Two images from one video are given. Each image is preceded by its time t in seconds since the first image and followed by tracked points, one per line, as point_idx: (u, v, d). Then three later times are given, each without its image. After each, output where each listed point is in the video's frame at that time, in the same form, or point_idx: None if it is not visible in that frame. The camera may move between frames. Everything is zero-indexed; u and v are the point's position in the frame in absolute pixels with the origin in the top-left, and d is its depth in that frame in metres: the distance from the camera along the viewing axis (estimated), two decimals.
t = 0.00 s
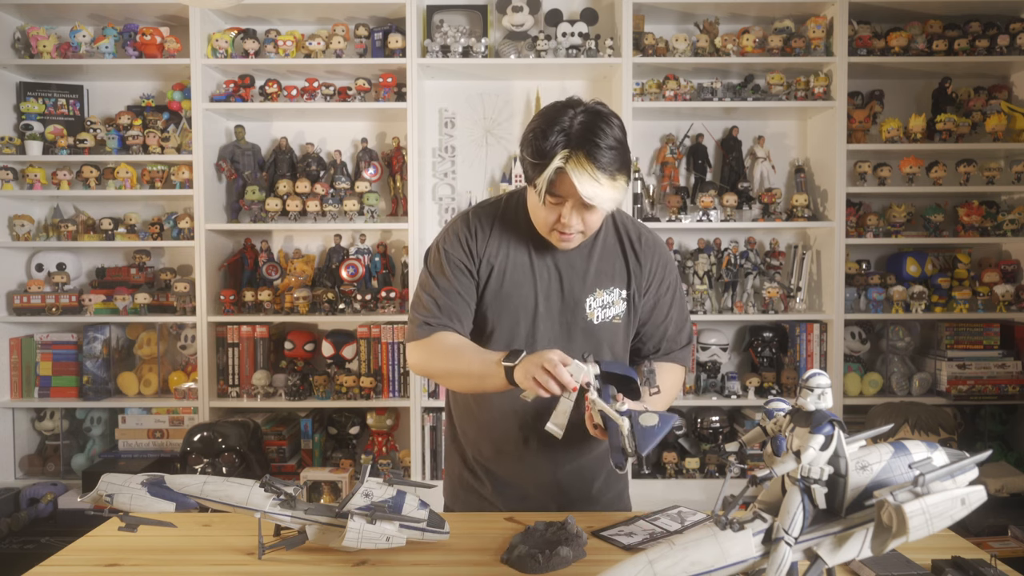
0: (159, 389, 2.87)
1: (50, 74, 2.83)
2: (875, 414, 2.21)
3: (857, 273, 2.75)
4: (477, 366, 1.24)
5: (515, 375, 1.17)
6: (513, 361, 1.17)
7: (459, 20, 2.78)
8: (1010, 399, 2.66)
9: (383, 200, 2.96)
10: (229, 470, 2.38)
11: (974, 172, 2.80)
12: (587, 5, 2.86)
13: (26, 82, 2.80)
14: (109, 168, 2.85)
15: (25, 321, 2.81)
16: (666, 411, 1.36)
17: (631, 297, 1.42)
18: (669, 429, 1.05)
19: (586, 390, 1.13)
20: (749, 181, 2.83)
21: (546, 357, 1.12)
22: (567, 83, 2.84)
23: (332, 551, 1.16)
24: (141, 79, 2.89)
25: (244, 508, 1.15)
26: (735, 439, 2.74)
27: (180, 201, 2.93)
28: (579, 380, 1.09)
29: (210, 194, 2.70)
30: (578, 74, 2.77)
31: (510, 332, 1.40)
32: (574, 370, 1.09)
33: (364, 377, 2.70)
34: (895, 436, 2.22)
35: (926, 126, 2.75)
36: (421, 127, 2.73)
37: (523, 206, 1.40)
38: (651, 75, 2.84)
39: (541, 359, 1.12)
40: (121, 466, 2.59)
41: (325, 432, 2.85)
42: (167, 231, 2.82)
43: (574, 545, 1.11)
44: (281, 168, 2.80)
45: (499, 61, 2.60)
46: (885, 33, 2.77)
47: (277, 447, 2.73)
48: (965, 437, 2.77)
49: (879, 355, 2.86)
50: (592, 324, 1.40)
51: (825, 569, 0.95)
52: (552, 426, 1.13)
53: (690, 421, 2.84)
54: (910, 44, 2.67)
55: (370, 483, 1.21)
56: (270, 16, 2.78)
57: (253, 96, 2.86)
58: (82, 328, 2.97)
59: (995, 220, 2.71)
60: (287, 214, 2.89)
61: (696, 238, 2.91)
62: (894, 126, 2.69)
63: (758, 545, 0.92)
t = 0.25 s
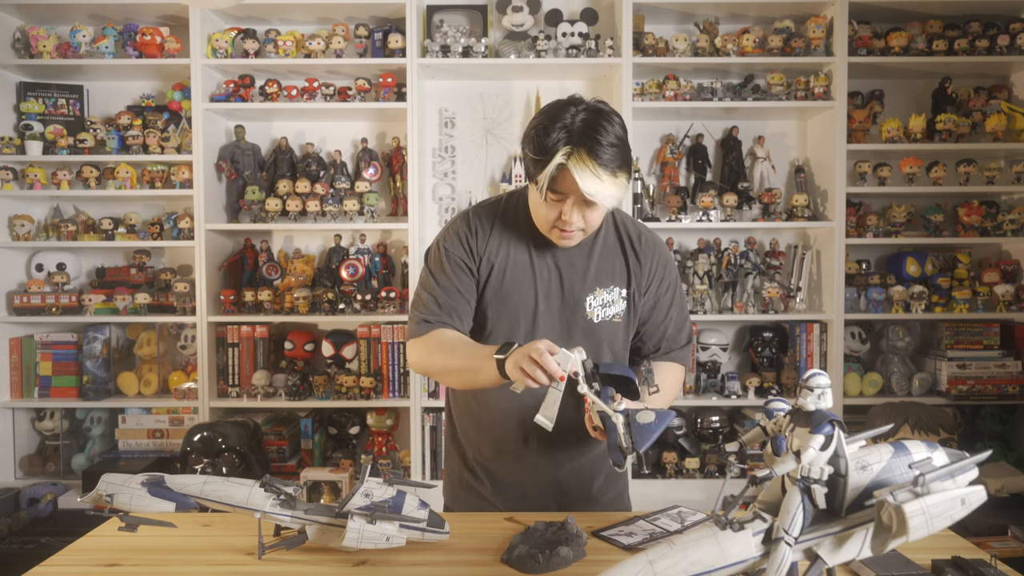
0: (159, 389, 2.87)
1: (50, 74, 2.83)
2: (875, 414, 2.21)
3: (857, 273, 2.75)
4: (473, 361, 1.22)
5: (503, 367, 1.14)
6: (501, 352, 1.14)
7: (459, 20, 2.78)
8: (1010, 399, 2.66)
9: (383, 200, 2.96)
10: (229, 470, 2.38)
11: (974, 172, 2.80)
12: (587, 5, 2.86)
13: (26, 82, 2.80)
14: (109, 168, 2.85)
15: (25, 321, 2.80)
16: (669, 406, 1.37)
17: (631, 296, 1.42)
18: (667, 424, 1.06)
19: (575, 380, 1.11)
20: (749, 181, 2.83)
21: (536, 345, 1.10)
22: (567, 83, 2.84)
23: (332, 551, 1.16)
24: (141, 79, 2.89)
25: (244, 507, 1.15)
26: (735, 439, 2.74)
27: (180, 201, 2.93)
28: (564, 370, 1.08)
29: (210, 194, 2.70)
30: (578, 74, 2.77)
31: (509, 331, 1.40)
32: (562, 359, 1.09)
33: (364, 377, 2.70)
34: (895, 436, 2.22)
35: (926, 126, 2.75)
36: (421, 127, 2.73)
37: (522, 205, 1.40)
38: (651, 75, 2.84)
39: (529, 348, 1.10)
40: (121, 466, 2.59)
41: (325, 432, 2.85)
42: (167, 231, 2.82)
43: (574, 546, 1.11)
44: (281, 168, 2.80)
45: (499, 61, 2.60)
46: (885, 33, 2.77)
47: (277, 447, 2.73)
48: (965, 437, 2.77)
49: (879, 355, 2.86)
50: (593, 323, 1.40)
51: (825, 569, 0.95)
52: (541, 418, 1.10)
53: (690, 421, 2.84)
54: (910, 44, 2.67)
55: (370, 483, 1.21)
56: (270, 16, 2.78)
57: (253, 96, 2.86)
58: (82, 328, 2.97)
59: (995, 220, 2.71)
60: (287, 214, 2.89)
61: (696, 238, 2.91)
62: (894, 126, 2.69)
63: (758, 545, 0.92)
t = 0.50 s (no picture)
0: (159, 389, 2.87)
1: (50, 74, 2.83)
2: (875, 414, 2.21)
3: (857, 273, 2.75)
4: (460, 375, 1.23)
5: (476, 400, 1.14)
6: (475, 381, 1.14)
7: (459, 20, 2.78)
8: (1011, 399, 2.66)
9: (383, 200, 2.96)
10: (229, 470, 2.38)
11: (974, 172, 2.80)
12: (587, 5, 2.86)
13: (26, 82, 2.80)
14: (109, 168, 2.85)
15: (25, 321, 2.81)
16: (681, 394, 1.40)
17: (634, 292, 1.42)
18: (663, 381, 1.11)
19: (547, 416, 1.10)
20: (749, 181, 2.83)
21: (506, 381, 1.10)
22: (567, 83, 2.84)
23: (332, 551, 1.16)
24: (141, 79, 2.89)
25: (244, 508, 1.15)
26: (735, 439, 2.74)
27: (180, 201, 2.93)
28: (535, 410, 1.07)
29: (210, 194, 2.70)
30: (578, 74, 2.77)
31: (512, 329, 1.39)
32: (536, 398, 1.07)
33: (364, 377, 2.70)
34: (895, 436, 2.22)
35: (926, 126, 2.75)
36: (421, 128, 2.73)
37: (524, 201, 1.40)
38: (651, 75, 2.84)
39: (500, 383, 1.10)
40: (121, 466, 2.59)
41: (325, 432, 2.85)
42: (167, 231, 2.82)
43: (574, 546, 1.11)
44: (281, 168, 2.80)
45: (499, 61, 2.60)
46: (885, 33, 2.77)
47: (277, 447, 2.73)
48: (965, 437, 2.77)
49: (879, 355, 2.86)
50: (596, 319, 1.39)
51: (825, 569, 0.95)
52: (511, 455, 1.07)
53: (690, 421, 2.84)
54: (910, 44, 2.67)
55: (370, 483, 1.21)
56: (270, 16, 2.78)
57: (253, 96, 2.86)
58: (82, 328, 2.97)
59: (995, 220, 2.71)
60: (287, 214, 2.89)
61: (696, 238, 2.91)
62: (894, 126, 2.69)
63: (758, 545, 0.92)
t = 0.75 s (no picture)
0: (159, 389, 2.87)
1: (50, 74, 2.83)
2: (875, 414, 2.21)
3: (857, 273, 2.75)
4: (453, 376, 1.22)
5: (467, 404, 1.13)
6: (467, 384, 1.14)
7: (459, 20, 2.78)
8: (1011, 399, 2.66)
9: (383, 200, 2.96)
10: (228, 470, 2.38)
11: (974, 172, 2.80)
12: (587, 5, 2.86)
13: (26, 82, 2.80)
14: (109, 168, 2.85)
15: (25, 321, 2.81)
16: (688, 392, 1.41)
17: (634, 291, 1.42)
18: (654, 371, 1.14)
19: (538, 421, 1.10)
20: (749, 181, 2.83)
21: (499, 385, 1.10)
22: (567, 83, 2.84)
23: (332, 551, 1.16)
24: (141, 79, 2.89)
25: (244, 508, 1.15)
26: (735, 439, 2.73)
27: (180, 202, 2.93)
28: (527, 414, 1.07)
29: (210, 194, 2.70)
30: (578, 74, 2.77)
31: (511, 328, 1.39)
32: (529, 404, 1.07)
33: (364, 377, 2.70)
34: (895, 436, 2.22)
35: (926, 126, 2.75)
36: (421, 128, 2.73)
37: (523, 201, 1.40)
38: (651, 75, 2.84)
39: (491, 387, 1.10)
40: (121, 466, 2.59)
41: (325, 432, 2.85)
42: (167, 231, 2.82)
43: (574, 546, 1.11)
44: (281, 168, 2.80)
45: (499, 61, 2.60)
46: (885, 33, 2.77)
47: (277, 447, 2.73)
48: (965, 437, 2.77)
49: (879, 355, 2.86)
50: (596, 318, 1.39)
51: (826, 569, 0.95)
52: (500, 462, 1.06)
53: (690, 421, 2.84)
54: (910, 44, 2.67)
55: (370, 483, 1.21)
56: (270, 16, 2.78)
57: (253, 96, 2.86)
58: (82, 328, 2.97)
59: (995, 220, 2.71)
60: (287, 214, 2.89)
61: (696, 238, 2.91)
62: (894, 126, 2.69)
63: (758, 545, 0.92)
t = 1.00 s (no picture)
0: (159, 389, 2.87)
1: (50, 74, 2.83)
2: (875, 414, 2.22)
3: (857, 273, 2.74)
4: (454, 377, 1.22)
5: (466, 405, 1.14)
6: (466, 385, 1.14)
7: (459, 20, 2.78)
8: (1010, 398, 2.66)
9: (383, 200, 2.96)
10: (229, 470, 2.38)
11: (974, 172, 2.80)
12: (586, 6, 2.86)
13: (26, 82, 2.80)
14: (109, 168, 2.85)
15: (25, 321, 2.81)
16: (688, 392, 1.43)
17: (633, 290, 1.42)
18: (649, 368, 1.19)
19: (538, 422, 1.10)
20: (749, 181, 2.83)
21: (498, 386, 1.10)
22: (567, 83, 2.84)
23: (332, 551, 1.16)
24: (141, 78, 2.89)
25: (244, 508, 1.15)
26: (735, 439, 2.73)
27: (180, 202, 2.93)
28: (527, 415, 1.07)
29: (210, 194, 2.70)
30: (578, 74, 2.77)
31: (512, 328, 1.38)
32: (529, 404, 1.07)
33: (364, 377, 2.70)
34: (895, 436, 2.22)
35: (926, 126, 2.75)
36: (421, 127, 2.73)
37: (523, 201, 1.40)
38: (651, 75, 2.84)
39: (491, 387, 1.10)
40: (121, 466, 2.59)
41: (325, 432, 2.85)
42: (167, 231, 2.82)
43: (574, 545, 1.11)
44: (281, 168, 2.80)
45: (499, 61, 2.60)
46: (885, 33, 2.77)
47: (277, 447, 2.73)
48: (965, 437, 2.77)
49: (879, 355, 2.86)
50: (596, 317, 1.39)
51: (826, 569, 0.94)
52: (500, 463, 1.07)
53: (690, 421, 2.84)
54: (910, 44, 2.67)
55: (370, 483, 1.21)
56: (270, 16, 2.78)
57: (253, 96, 2.86)
58: (82, 328, 2.97)
59: (995, 220, 2.71)
60: (287, 214, 2.89)
61: (696, 238, 2.91)
62: (894, 126, 2.69)
63: (758, 545, 0.92)
